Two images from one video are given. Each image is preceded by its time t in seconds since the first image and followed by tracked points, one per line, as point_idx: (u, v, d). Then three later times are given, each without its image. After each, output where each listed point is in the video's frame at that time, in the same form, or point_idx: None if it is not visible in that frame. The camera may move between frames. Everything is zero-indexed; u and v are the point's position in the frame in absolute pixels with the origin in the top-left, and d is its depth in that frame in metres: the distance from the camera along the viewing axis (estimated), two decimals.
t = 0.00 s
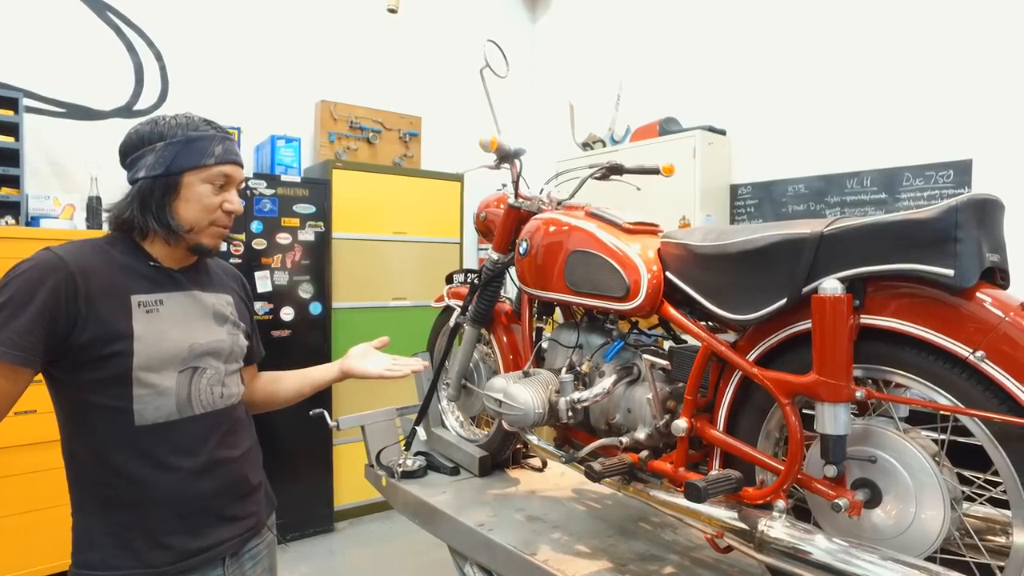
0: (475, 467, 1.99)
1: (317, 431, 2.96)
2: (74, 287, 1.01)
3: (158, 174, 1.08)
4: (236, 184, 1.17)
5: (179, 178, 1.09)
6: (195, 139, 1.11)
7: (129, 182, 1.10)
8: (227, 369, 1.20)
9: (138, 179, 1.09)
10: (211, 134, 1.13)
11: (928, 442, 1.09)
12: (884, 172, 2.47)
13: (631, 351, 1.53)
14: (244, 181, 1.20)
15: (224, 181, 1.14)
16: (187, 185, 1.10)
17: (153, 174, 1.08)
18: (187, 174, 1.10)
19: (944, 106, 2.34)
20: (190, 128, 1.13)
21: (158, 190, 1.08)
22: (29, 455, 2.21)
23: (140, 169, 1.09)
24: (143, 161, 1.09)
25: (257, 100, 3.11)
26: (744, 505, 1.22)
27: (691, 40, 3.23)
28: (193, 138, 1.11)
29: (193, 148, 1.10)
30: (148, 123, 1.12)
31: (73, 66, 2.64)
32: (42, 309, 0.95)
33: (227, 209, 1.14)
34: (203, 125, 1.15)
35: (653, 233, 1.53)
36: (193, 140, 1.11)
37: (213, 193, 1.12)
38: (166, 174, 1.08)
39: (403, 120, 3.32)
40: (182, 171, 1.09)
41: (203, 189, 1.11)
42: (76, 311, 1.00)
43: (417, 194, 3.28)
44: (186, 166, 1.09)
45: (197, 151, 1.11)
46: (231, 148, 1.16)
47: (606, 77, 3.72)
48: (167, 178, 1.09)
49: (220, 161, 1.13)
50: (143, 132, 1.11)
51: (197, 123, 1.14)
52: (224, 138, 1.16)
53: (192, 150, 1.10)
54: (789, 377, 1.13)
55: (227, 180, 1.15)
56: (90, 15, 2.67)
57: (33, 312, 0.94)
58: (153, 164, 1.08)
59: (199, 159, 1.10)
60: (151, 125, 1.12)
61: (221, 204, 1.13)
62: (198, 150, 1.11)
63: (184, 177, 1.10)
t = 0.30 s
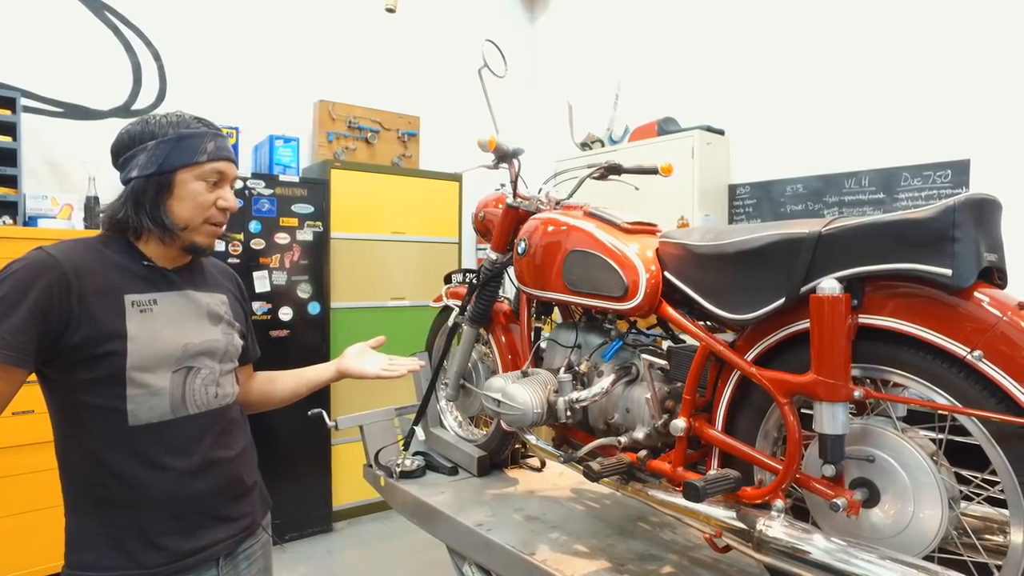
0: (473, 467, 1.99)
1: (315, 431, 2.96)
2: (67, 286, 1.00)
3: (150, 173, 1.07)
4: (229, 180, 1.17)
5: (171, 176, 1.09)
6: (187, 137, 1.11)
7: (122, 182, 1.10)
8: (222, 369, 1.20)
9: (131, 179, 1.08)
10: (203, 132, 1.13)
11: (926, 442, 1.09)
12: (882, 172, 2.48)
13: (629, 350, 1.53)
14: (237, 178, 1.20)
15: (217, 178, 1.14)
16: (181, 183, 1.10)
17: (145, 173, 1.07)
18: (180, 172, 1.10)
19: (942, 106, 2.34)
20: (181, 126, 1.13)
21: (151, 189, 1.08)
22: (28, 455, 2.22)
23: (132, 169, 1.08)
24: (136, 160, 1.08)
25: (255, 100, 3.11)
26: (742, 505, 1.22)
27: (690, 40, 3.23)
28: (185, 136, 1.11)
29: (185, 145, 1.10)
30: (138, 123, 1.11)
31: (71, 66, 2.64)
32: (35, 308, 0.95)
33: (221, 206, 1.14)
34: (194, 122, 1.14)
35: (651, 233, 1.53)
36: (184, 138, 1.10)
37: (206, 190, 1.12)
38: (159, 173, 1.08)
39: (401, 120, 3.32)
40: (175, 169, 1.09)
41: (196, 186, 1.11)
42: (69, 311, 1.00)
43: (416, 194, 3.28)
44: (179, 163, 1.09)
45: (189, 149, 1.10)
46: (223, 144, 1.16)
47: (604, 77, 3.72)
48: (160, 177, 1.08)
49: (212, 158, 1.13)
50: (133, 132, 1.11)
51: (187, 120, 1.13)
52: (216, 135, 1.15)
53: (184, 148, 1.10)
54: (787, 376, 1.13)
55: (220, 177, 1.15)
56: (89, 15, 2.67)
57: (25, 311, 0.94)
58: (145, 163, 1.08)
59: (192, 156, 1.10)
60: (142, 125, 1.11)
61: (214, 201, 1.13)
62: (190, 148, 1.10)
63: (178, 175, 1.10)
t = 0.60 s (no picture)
0: (472, 467, 1.99)
1: (314, 431, 2.96)
2: (63, 286, 1.00)
3: (147, 172, 1.07)
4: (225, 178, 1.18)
5: (169, 175, 1.09)
6: (182, 135, 1.11)
7: (118, 182, 1.09)
8: (219, 369, 1.19)
9: (128, 178, 1.08)
10: (198, 130, 1.14)
11: (924, 441, 1.09)
12: (880, 172, 2.48)
13: (628, 350, 1.54)
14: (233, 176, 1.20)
15: (214, 176, 1.15)
16: (178, 182, 1.10)
17: (142, 172, 1.07)
18: (177, 170, 1.10)
19: (941, 106, 2.34)
20: (176, 124, 1.12)
21: (149, 188, 1.08)
22: (27, 455, 2.22)
23: (129, 168, 1.08)
24: (132, 159, 1.08)
25: (254, 100, 3.11)
26: (741, 504, 1.22)
27: (688, 40, 3.23)
28: (181, 134, 1.11)
29: (181, 143, 1.10)
30: (132, 122, 1.11)
31: (70, 66, 2.64)
32: (30, 307, 0.95)
33: (219, 204, 1.14)
34: (188, 120, 1.14)
35: (650, 232, 1.53)
36: (180, 136, 1.11)
37: (204, 188, 1.12)
38: (156, 172, 1.08)
39: (400, 120, 3.32)
40: (171, 167, 1.09)
41: (194, 184, 1.11)
42: (64, 310, 1.00)
43: (415, 194, 3.28)
44: (176, 162, 1.09)
45: (185, 147, 1.10)
46: (219, 142, 1.16)
47: (603, 77, 3.72)
48: (157, 175, 1.08)
49: (209, 156, 1.13)
50: (128, 132, 1.10)
51: (182, 119, 1.13)
52: (211, 133, 1.16)
53: (180, 146, 1.10)
54: (785, 376, 1.13)
55: (217, 175, 1.15)
56: (87, 15, 2.67)
57: (21, 311, 0.94)
58: (141, 162, 1.08)
59: (188, 154, 1.10)
60: (136, 125, 1.11)
61: (212, 198, 1.13)
62: (186, 146, 1.10)
63: (174, 174, 1.10)
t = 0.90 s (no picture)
0: (471, 466, 1.99)
1: (313, 431, 2.96)
2: (59, 285, 1.00)
3: (145, 174, 1.07)
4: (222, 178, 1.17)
5: (166, 175, 1.09)
6: (179, 135, 1.10)
7: (115, 183, 1.09)
8: (217, 368, 1.19)
9: (125, 179, 1.08)
10: (195, 130, 1.13)
11: (923, 440, 1.09)
12: (878, 172, 2.48)
13: (627, 349, 1.54)
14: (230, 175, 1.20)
15: (211, 176, 1.14)
16: (175, 182, 1.10)
17: (139, 173, 1.07)
18: (174, 171, 1.10)
19: (940, 106, 2.34)
20: (173, 125, 1.12)
21: (146, 189, 1.08)
22: (25, 455, 2.22)
23: (126, 169, 1.08)
24: (129, 160, 1.08)
25: (252, 99, 3.11)
26: (740, 503, 1.22)
27: (687, 40, 3.23)
28: (177, 135, 1.10)
29: (177, 144, 1.10)
30: (128, 123, 1.11)
31: (68, 66, 2.63)
32: (26, 308, 0.95)
33: (216, 204, 1.14)
34: (185, 120, 1.14)
35: (648, 232, 1.53)
36: (177, 137, 1.10)
37: (201, 189, 1.12)
38: (153, 173, 1.08)
39: (399, 120, 3.31)
40: (169, 168, 1.09)
41: (191, 185, 1.11)
42: (61, 310, 1.00)
43: (413, 193, 3.27)
44: (173, 162, 1.09)
45: (182, 147, 1.10)
46: (216, 142, 1.16)
47: (602, 76, 3.72)
48: (154, 177, 1.08)
49: (206, 156, 1.13)
50: (124, 132, 1.10)
51: (179, 118, 1.13)
52: (208, 132, 1.15)
53: (177, 146, 1.10)
54: (785, 375, 1.13)
55: (214, 175, 1.15)
56: (85, 15, 2.66)
57: (17, 311, 0.94)
58: (138, 163, 1.07)
59: (185, 155, 1.10)
60: (132, 125, 1.11)
61: (209, 199, 1.13)
62: (183, 147, 1.10)
63: (172, 174, 1.10)
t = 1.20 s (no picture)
0: (470, 466, 1.99)
1: (312, 431, 2.95)
2: (57, 286, 1.00)
3: (133, 170, 1.08)
4: (215, 177, 1.17)
5: (154, 172, 1.09)
6: (169, 132, 1.10)
7: (108, 179, 1.10)
8: (217, 367, 1.19)
9: (117, 176, 1.09)
10: (187, 128, 1.13)
11: (922, 440, 1.09)
12: (877, 172, 2.49)
13: (627, 349, 1.54)
14: (226, 176, 1.19)
15: (201, 175, 1.13)
16: (163, 179, 1.09)
17: (128, 169, 1.08)
18: (163, 167, 1.09)
19: (939, 105, 2.34)
20: (166, 122, 1.12)
21: (134, 185, 1.08)
22: (23, 456, 2.21)
23: (117, 165, 1.09)
24: (121, 157, 1.09)
25: (251, 99, 3.10)
26: (739, 503, 1.22)
27: (686, 40, 3.23)
28: (168, 132, 1.10)
29: (167, 141, 1.10)
30: (124, 120, 1.12)
31: (67, 66, 2.63)
32: (24, 308, 0.95)
33: (205, 203, 1.12)
34: (180, 119, 1.14)
35: (647, 232, 1.53)
36: (167, 134, 1.10)
37: (189, 187, 1.11)
38: (141, 169, 1.08)
39: (398, 120, 3.31)
40: (157, 165, 1.09)
41: (178, 182, 1.10)
42: (60, 310, 1.00)
43: (412, 193, 3.27)
44: (161, 159, 1.09)
45: (171, 144, 1.10)
46: (208, 141, 1.15)
47: (601, 76, 3.72)
48: (142, 173, 1.09)
49: (195, 154, 1.12)
50: (119, 129, 1.11)
51: (173, 117, 1.13)
52: (202, 131, 1.15)
53: (167, 144, 1.10)
54: (783, 375, 1.13)
55: (205, 174, 1.14)
56: (83, 14, 2.66)
57: (15, 311, 0.94)
58: (128, 160, 1.08)
59: (174, 152, 1.10)
60: (128, 122, 1.12)
61: (198, 197, 1.12)
62: (172, 143, 1.10)
63: (160, 171, 1.09)
